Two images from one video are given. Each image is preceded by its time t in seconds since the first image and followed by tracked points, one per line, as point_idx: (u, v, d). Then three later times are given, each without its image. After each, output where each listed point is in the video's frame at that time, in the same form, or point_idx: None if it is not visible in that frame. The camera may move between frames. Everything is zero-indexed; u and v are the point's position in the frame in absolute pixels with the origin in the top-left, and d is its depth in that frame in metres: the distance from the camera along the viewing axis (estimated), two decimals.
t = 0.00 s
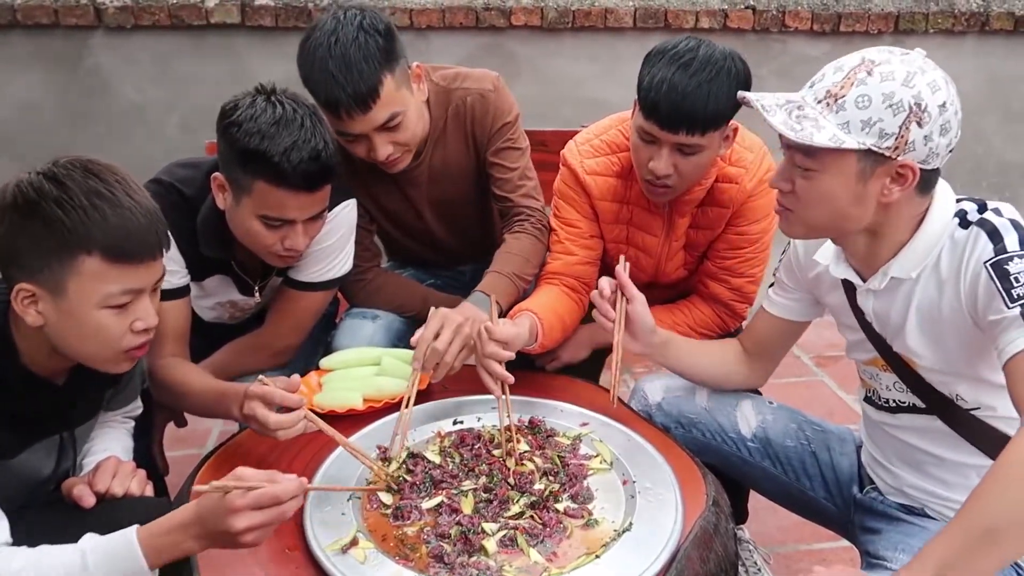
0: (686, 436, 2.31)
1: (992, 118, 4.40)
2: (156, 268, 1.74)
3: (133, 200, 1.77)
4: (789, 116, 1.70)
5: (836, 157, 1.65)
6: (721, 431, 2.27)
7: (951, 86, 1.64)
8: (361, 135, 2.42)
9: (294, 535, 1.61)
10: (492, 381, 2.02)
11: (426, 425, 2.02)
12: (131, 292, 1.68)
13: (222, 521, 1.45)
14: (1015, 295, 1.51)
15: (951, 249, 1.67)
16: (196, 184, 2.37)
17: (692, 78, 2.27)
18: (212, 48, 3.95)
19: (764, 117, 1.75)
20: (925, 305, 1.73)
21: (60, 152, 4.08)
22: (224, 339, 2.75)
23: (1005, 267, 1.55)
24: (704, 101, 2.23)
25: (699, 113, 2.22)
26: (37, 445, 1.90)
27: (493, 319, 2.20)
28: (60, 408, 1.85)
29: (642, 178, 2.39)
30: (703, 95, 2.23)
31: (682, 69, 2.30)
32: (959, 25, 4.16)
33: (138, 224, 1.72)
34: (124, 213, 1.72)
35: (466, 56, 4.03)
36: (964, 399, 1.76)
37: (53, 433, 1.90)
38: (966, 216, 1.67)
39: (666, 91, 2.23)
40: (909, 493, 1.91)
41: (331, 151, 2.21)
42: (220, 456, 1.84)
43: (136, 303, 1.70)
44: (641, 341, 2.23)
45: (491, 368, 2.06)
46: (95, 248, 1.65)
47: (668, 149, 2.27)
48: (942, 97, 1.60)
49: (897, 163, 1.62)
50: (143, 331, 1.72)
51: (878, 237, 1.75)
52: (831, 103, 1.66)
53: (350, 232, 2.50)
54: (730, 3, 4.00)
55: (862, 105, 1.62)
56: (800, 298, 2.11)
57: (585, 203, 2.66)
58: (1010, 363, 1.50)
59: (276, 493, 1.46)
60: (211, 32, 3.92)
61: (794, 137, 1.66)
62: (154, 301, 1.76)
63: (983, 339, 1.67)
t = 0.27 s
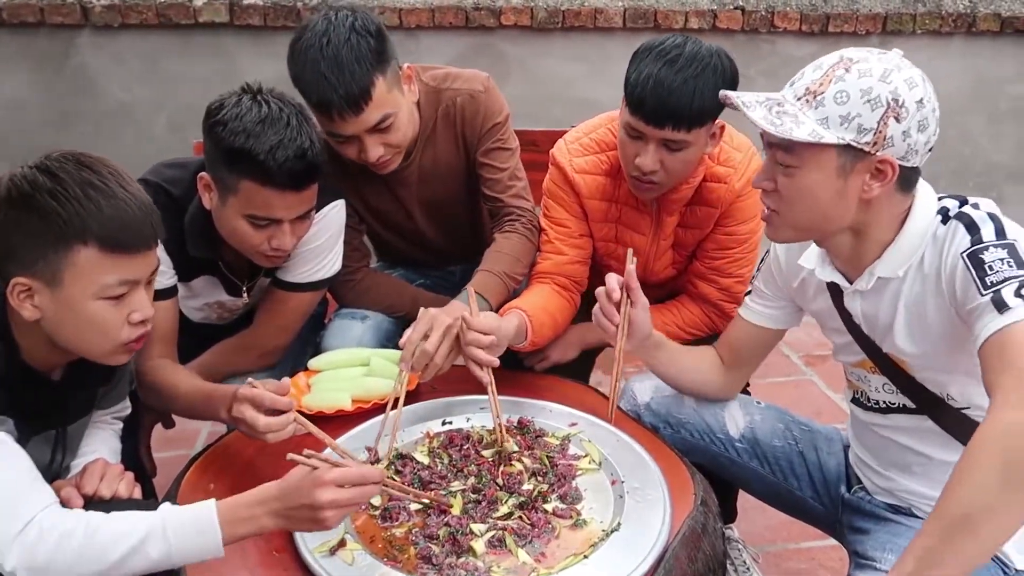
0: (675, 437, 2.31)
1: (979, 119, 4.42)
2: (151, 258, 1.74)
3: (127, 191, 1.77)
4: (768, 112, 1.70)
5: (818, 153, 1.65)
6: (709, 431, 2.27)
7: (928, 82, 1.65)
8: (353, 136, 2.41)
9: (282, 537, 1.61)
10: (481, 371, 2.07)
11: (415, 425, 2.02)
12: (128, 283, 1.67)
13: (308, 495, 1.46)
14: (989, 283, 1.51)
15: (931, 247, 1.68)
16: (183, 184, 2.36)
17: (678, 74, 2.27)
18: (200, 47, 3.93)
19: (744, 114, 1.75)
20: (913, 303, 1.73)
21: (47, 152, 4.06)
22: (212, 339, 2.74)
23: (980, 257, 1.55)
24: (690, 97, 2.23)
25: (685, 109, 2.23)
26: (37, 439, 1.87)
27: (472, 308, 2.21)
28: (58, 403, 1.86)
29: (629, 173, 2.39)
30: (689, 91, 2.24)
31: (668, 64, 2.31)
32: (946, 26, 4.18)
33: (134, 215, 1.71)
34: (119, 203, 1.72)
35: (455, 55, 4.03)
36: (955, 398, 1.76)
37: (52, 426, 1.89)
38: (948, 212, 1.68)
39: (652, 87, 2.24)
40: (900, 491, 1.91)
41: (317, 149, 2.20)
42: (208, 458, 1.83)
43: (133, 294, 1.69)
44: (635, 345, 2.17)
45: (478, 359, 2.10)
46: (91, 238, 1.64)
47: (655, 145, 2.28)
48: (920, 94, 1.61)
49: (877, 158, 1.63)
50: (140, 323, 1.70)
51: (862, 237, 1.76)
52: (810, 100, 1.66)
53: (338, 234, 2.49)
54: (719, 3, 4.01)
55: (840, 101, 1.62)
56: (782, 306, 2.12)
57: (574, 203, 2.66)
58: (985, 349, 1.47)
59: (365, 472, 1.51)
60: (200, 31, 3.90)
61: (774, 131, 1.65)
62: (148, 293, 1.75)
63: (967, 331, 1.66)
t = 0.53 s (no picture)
0: (668, 438, 2.31)
1: (971, 119, 4.43)
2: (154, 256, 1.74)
3: (132, 190, 1.77)
4: (732, 127, 1.72)
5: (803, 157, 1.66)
6: (702, 432, 2.27)
7: (889, 90, 1.67)
8: (345, 138, 2.41)
9: (275, 538, 1.61)
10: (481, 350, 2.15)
11: (408, 425, 2.02)
12: (132, 280, 1.67)
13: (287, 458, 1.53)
14: (947, 290, 1.52)
15: (897, 251, 1.69)
16: (176, 183, 2.34)
17: (669, 70, 2.28)
18: (192, 47, 3.92)
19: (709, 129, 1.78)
20: (884, 311, 1.74)
21: (39, 152, 4.04)
22: (204, 340, 2.73)
23: (939, 263, 1.57)
24: (680, 93, 2.24)
25: (676, 104, 2.23)
26: (31, 438, 1.87)
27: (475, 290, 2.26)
28: (59, 402, 1.86)
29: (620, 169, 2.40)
30: (680, 87, 2.24)
31: (658, 60, 2.31)
32: (938, 27, 4.20)
33: (141, 214, 1.71)
34: (126, 202, 1.72)
35: (449, 55, 4.03)
36: (936, 403, 1.75)
37: (47, 427, 1.89)
38: (915, 215, 1.69)
39: (644, 83, 2.24)
40: (889, 492, 1.92)
41: (311, 150, 2.19)
42: (198, 460, 1.83)
43: (137, 292, 1.69)
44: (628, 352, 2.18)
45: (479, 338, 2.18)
46: (98, 235, 1.64)
47: (646, 140, 2.28)
48: (880, 102, 1.63)
49: (841, 168, 1.65)
50: (143, 321, 1.70)
51: (834, 244, 1.77)
52: (773, 114, 1.69)
53: (332, 235, 2.48)
54: (712, 4, 4.02)
55: (802, 114, 1.64)
56: (769, 309, 2.13)
57: (567, 201, 2.65)
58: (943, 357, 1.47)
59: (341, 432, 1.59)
60: (192, 31, 3.89)
61: (737, 146, 1.68)
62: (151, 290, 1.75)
63: (932, 332, 1.67)
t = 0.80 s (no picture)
0: (666, 437, 2.31)
1: (968, 119, 4.43)
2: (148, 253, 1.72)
3: (125, 185, 1.76)
4: (721, 133, 1.73)
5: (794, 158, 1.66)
6: (700, 432, 2.28)
7: (876, 88, 1.67)
8: (340, 135, 2.41)
9: (272, 539, 1.60)
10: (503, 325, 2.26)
11: (406, 427, 2.01)
12: (126, 275, 1.67)
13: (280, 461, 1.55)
14: (941, 289, 1.52)
15: (892, 251, 1.69)
16: (176, 181, 2.35)
17: (655, 68, 2.30)
18: (190, 47, 3.91)
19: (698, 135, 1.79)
20: (879, 310, 1.74)
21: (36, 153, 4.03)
22: (202, 340, 2.73)
23: (933, 262, 1.57)
24: (668, 90, 2.26)
25: (664, 102, 2.25)
26: (30, 438, 1.86)
27: (495, 277, 2.39)
28: (58, 402, 1.87)
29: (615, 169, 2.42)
30: (667, 84, 2.26)
31: (645, 59, 2.34)
32: (935, 27, 4.20)
33: (132, 210, 1.70)
34: (117, 197, 1.70)
35: (446, 56, 4.02)
36: (933, 403, 1.74)
37: (44, 426, 1.88)
38: (909, 215, 1.69)
39: (631, 81, 2.26)
40: (887, 492, 1.92)
41: (312, 151, 2.18)
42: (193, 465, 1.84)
43: (131, 288, 1.68)
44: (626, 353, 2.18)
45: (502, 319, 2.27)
46: (89, 230, 1.63)
47: (638, 139, 2.29)
48: (868, 102, 1.63)
49: (833, 168, 1.65)
50: (139, 317, 1.70)
51: (829, 246, 1.77)
52: (762, 118, 1.69)
53: (331, 236, 2.48)
54: (709, 4, 4.03)
55: (791, 116, 1.65)
56: (765, 309, 2.13)
57: (563, 199, 2.68)
58: (939, 356, 1.47)
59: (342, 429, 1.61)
60: (189, 31, 3.89)
61: (728, 151, 1.68)
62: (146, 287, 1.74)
63: (927, 332, 1.66)
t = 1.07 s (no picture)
0: (665, 437, 2.31)
1: (966, 119, 4.43)
2: (143, 249, 1.72)
3: (119, 183, 1.76)
4: (717, 138, 1.73)
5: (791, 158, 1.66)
6: (699, 432, 2.28)
7: (871, 87, 1.67)
8: (337, 129, 2.41)
9: (272, 540, 1.60)
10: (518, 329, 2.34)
11: (405, 427, 2.01)
12: (122, 272, 1.66)
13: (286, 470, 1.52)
14: (941, 288, 1.52)
15: (892, 251, 1.69)
16: (178, 179, 2.35)
17: (640, 75, 2.33)
18: (188, 48, 3.91)
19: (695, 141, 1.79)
20: (879, 311, 1.74)
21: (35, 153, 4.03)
22: (202, 340, 2.73)
23: (932, 261, 1.57)
24: (654, 96, 2.29)
25: (652, 108, 2.28)
26: (30, 438, 1.85)
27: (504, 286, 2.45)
28: (55, 402, 1.86)
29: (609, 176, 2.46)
30: (653, 90, 2.29)
31: (629, 66, 2.36)
32: (933, 26, 4.21)
33: (126, 207, 1.70)
34: (110, 194, 1.71)
35: (445, 56, 4.02)
36: (933, 402, 1.75)
37: (43, 426, 1.87)
38: (908, 215, 1.69)
39: (617, 91, 2.29)
40: (887, 491, 1.92)
41: (315, 150, 2.18)
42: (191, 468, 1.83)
43: (127, 285, 1.68)
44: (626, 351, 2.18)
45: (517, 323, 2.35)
46: (84, 229, 1.63)
47: (630, 148, 2.34)
48: (864, 102, 1.63)
49: (830, 169, 1.65)
50: (136, 314, 1.70)
51: (830, 246, 1.77)
52: (758, 122, 1.69)
53: (332, 237, 2.47)
54: (707, 4, 4.04)
55: (786, 120, 1.65)
56: (765, 309, 2.13)
57: (558, 202, 2.72)
58: (939, 355, 1.47)
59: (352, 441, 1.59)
60: (187, 32, 3.88)
61: (726, 157, 1.68)
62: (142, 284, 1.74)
63: (926, 331, 1.66)
